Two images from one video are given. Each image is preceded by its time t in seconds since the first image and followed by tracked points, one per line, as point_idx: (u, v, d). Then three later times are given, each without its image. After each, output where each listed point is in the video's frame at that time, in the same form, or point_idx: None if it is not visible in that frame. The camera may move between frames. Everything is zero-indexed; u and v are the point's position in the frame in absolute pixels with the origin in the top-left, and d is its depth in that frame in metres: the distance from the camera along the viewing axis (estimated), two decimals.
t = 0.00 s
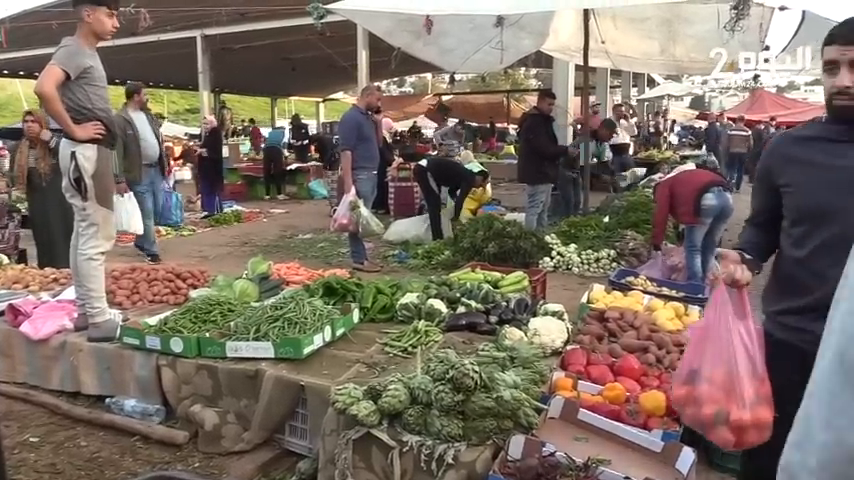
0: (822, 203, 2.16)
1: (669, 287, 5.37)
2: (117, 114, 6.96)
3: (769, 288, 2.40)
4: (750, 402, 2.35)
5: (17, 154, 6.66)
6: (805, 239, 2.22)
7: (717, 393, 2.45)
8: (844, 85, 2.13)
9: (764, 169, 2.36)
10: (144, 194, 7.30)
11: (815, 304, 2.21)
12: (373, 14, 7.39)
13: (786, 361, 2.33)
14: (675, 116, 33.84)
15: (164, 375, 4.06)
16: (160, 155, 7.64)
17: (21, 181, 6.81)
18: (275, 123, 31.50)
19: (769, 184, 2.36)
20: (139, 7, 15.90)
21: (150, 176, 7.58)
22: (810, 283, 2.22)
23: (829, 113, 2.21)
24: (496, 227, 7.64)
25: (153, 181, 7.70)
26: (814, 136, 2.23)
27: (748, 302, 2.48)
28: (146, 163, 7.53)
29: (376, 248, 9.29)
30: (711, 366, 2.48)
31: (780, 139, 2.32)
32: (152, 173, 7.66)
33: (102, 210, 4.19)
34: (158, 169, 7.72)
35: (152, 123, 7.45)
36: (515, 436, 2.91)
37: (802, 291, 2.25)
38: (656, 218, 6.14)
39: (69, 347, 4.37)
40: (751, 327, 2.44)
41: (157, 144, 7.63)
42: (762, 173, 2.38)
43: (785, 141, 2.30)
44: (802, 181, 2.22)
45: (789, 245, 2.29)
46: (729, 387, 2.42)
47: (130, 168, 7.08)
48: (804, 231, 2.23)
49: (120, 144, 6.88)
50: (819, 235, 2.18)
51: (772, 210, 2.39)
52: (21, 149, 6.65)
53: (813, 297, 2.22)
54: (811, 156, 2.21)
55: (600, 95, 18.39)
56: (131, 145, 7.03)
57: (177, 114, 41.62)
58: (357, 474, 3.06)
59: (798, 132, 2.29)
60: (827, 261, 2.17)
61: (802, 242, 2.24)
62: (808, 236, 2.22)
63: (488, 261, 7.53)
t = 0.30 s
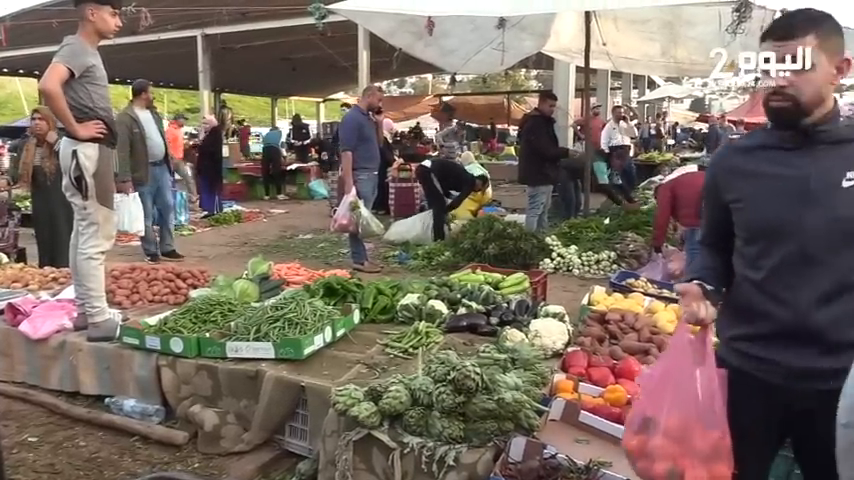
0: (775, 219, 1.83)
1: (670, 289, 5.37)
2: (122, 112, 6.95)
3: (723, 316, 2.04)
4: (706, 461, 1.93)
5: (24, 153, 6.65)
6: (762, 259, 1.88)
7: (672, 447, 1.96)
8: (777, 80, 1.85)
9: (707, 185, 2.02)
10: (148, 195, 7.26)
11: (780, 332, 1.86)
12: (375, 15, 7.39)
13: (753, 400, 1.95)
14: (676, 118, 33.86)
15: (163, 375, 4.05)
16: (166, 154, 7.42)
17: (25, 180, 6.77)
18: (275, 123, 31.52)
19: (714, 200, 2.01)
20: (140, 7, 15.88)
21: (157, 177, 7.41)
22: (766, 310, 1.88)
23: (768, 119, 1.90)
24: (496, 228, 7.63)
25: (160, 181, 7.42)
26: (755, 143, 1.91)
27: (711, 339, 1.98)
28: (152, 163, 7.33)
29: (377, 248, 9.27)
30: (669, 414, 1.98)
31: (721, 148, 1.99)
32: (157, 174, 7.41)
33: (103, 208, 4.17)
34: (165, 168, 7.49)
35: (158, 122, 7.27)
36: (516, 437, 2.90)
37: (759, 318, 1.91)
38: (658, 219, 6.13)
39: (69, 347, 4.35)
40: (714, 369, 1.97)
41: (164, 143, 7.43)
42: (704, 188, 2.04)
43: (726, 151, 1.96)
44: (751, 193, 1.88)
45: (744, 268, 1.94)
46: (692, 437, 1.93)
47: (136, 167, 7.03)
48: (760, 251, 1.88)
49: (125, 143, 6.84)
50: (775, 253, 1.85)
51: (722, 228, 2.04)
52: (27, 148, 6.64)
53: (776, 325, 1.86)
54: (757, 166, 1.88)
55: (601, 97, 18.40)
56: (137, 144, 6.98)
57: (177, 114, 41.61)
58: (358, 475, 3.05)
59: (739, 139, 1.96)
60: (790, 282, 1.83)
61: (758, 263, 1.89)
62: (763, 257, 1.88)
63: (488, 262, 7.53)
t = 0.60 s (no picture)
0: (744, 220, 1.65)
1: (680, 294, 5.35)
2: (142, 108, 6.98)
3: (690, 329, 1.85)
4: None
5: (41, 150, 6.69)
6: (729, 264, 1.69)
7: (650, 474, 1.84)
8: (752, 69, 1.64)
9: (674, 182, 1.84)
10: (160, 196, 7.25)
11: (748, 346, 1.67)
12: (386, 15, 7.38)
13: (719, 423, 1.77)
14: (685, 121, 33.73)
15: (172, 373, 4.05)
16: (182, 155, 7.44)
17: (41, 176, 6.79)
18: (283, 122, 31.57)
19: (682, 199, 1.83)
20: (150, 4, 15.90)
21: (172, 176, 7.39)
22: (732, 322, 1.70)
23: (739, 111, 1.71)
24: (504, 230, 7.61)
25: (175, 181, 7.42)
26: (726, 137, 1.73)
27: (684, 355, 1.88)
28: (168, 162, 7.31)
29: (384, 248, 9.27)
30: (642, 438, 1.87)
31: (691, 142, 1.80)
32: (172, 173, 7.38)
33: (114, 205, 4.17)
34: (180, 169, 7.48)
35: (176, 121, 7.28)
36: (524, 440, 2.86)
37: (725, 330, 1.72)
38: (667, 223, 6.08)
39: (77, 343, 4.36)
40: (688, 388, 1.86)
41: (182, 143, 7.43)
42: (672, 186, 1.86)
43: (695, 144, 1.78)
44: (720, 192, 1.70)
45: (711, 274, 1.75)
46: (666, 466, 1.82)
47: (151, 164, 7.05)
48: (728, 256, 1.69)
49: (141, 138, 6.86)
50: (744, 258, 1.66)
51: (691, 231, 1.86)
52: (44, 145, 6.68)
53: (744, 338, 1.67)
54: (726, 162, 1.70)
55: (609, 99, 18.36)
56: (153, 141, 6.99)
57: (186, 111, 41.69)
58: (365, 477, 3.04)
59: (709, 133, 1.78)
60: (760, 289, 1.64)
61: (725, 269, 1.70)
62: (732, 262, 1.69)
63: (496, 263, 7.52)
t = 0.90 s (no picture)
0: (749, 248, 1.45)
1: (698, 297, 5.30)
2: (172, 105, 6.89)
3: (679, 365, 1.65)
4: None
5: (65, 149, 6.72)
6: (728, 297, 1.49)
7: None
8: (754, 71, 1.45)
9: (671, 196, 1.63)
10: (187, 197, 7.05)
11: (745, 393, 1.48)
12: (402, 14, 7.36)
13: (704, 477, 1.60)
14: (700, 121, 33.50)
15: (188, 372, 4.06)
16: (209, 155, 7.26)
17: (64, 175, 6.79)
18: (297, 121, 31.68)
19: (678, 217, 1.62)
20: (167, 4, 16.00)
21: (199, 176, 7.17)
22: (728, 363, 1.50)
23: (748, 122, 1.50)
24: (520, 230, 7.59)
25: (202, 181, 7.20)
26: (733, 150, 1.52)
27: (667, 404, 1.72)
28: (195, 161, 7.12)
29: (399, 248, 9.26)
30: None
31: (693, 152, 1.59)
32: (200, 172, 7.18)
33: (132, 205, 4.18)
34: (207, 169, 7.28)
35: (205, 120, 7.18)
36: (542, 444, 2.85)
37: (719, 372, 1.52)
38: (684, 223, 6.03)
39: (95, 341, 4.38)
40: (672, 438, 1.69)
41: (209, 144, 7.27)
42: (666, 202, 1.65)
43: (698, 156, 1.57)
44: (721, 213, 1.49)
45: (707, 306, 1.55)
46: None
47: (178, 161, 6.90)
48: (728, 287, 1.49)
49: (170, 133, 6.77)
50: (745, 292, 1.46)
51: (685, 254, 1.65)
52: (68, 143, 6.72)
53: (741, 384, 1.48)
54: (730, 179, 1.49)
55: (625, 99, 18.28)
56: (181, 138, 6.89)
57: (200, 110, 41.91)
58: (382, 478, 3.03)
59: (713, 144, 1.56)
60: (760, 329, 1.45)
61: (723, 301, 1.51)
62: (732, 294, 1.49)
63: (511, 264, 7.50)
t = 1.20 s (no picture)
0: (770, 275, 1.21)
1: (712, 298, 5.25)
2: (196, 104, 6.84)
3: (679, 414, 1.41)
4: None
5: (80, 150, 6.81)
6: (744, 333, 1.25)
7: None
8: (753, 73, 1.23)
9: (673, 208, 1.38)
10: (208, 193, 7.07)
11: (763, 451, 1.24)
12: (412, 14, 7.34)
13: None
14: (710, 119, 33.34)
15: (202, 373, 4.07)
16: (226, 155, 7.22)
17: (78, 176, 6.79)
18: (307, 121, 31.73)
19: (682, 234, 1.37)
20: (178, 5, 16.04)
21: (215, 176, 7.13)
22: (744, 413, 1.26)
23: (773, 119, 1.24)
24: (530, 230, 7.58)
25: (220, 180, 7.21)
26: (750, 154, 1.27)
27: None
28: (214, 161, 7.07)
29: (409, 248, 9.25)
30: None
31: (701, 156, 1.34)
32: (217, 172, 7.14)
33: (145, 206, 4.20)
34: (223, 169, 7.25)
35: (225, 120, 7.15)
36: (558, 446, 2.81)
37: (731, 424, 1.28)
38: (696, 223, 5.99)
39: (108, 342, 4.39)
40: None
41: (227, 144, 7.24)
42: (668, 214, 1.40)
43: (708, 161, 1.32)
44: (737, 230, 1.25)
45: (717, 342, 1.31)
46: None
47: (198, 160, 6.88)
48: (744, 320, 1.25)
49: (192, 133, 6.72)
50: (767, 328, 1.22)
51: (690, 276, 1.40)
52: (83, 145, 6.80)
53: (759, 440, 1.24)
54: (749, 190, 1.24)
55: (634, 99, 18.22)
56: (203, 138, 6.86)
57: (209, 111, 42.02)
58: None
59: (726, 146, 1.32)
60: (782, 375, 1.21)
61: (734, 337, 1.27)
62: (745, 331, 1.25)
63: (522, 264, 7.47)
